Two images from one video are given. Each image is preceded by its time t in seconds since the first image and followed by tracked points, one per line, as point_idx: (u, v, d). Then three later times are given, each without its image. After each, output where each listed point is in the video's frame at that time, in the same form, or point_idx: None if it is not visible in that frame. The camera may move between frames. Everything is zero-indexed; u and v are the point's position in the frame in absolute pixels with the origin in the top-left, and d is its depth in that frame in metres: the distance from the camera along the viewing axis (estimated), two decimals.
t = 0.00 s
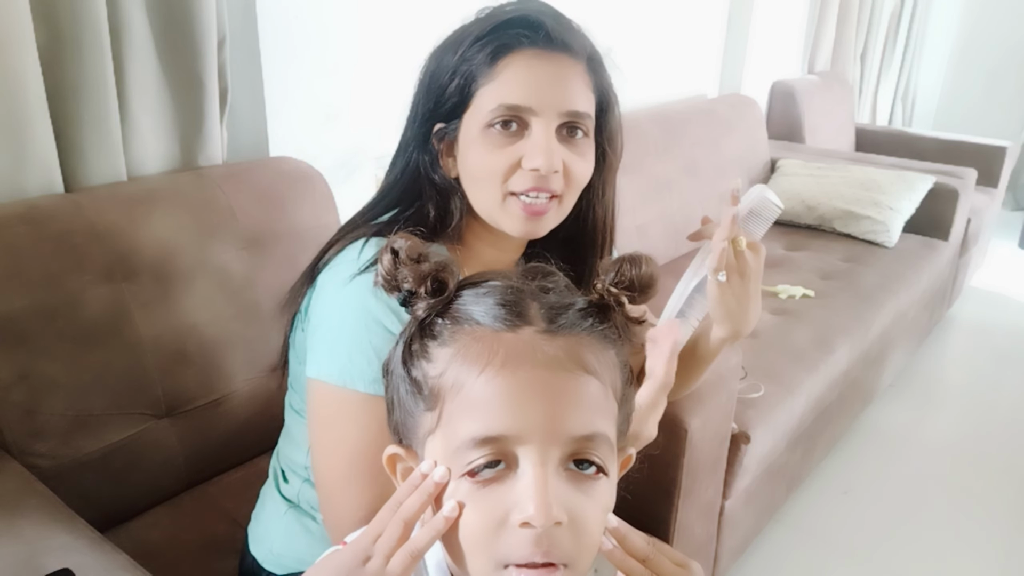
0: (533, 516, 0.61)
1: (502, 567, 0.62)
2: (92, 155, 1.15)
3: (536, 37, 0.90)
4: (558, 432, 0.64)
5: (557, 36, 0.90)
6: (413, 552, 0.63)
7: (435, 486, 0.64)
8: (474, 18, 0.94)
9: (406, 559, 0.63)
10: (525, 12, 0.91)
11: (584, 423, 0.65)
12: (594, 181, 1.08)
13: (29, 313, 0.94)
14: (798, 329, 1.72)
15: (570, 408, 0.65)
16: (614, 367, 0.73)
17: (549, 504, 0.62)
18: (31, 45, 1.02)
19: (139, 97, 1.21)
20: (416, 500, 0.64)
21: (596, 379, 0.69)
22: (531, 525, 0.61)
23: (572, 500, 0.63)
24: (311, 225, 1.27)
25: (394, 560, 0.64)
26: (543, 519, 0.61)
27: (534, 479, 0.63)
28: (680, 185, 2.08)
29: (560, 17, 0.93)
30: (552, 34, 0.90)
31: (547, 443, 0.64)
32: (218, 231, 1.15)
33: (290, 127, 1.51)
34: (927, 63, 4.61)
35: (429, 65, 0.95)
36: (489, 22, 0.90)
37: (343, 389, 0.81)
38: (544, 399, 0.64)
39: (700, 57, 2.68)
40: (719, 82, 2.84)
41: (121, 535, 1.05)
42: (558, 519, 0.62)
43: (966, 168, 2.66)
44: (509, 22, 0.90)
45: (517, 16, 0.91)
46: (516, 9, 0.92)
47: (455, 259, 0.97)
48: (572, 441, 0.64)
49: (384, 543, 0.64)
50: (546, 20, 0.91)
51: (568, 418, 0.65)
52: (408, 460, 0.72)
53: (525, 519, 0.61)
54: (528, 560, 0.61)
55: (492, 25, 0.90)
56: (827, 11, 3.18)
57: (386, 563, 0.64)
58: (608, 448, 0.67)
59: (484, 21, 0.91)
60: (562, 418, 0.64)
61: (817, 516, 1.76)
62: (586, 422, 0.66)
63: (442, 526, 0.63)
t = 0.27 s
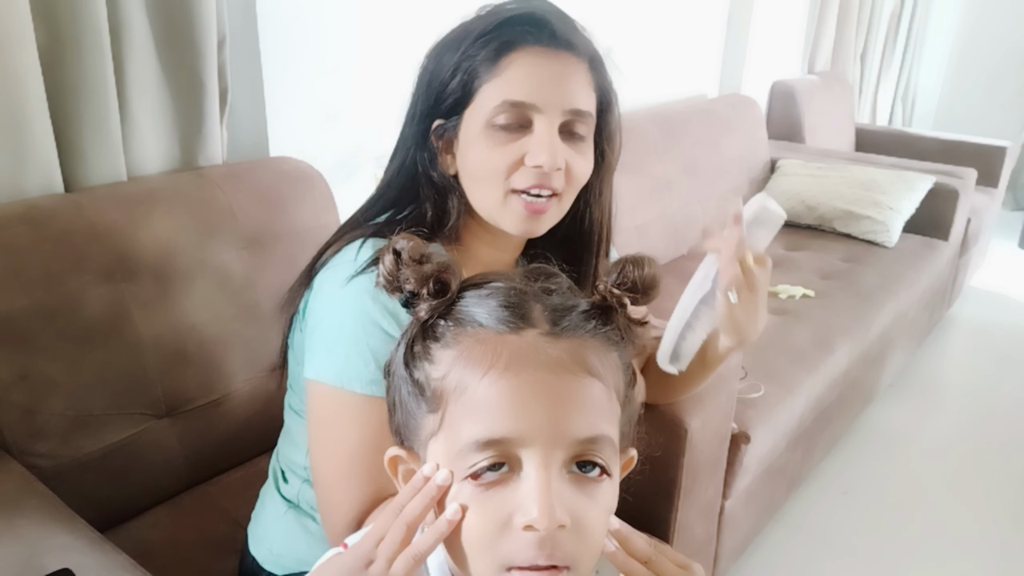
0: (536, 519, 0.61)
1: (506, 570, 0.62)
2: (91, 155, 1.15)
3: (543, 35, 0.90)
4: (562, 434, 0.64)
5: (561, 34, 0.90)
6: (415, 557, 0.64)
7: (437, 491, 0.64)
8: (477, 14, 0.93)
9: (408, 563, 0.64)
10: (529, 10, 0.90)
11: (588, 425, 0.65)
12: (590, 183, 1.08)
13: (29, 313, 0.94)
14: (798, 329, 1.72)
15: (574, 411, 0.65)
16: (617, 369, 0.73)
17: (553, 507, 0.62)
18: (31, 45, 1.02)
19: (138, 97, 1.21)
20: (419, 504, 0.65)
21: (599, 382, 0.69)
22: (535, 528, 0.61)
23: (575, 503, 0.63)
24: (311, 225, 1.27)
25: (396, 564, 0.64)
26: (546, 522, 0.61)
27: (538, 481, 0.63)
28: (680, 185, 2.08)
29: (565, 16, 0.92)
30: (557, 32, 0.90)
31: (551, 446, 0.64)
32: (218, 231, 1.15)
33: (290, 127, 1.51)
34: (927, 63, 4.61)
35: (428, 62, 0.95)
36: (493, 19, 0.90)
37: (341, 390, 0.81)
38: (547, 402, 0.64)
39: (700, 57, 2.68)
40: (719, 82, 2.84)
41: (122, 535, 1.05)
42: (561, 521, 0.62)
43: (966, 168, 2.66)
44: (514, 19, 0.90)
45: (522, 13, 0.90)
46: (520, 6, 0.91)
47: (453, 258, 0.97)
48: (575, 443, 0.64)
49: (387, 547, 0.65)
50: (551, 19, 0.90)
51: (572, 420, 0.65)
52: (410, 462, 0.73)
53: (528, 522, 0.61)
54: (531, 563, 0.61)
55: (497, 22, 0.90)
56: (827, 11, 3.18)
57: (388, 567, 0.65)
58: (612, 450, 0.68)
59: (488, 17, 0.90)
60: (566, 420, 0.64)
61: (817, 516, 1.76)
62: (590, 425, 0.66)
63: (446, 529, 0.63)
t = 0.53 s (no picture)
0: (536, 519, 0.61)
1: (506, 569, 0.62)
2: (91, 155, 1.15)
3: (590, 51, 0.92)
4: (561, 434, 0.64)
5: (605, 53, 0.93)
6: (415, 557, 0.65)
7: (437, 491, 0.65)
8: (517, 15, 0.93)
9: (408, 563, 0.65)
10: (577, 23, 0.92)
11: (588, 425, 0.65)
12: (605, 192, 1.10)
13: (28, 314, 0.94)
14: (798, 329, 1.72)
15: (574, 411, 0.65)
16: (617, 370, 0.73)
17: (552, 506, 0.62)
18: (31, 45, 1.02)
19: (139, 97, 1.21)
20: (418, 505, 0.65)
21: (600, 382, 0.69)
22: (534, 528, 0.61)
23: (575, 503, 0.63)
24: (311, 226, 1.27)
25: (395, 564, 0.66)
26: (546, 522, 0.61)
27: (538, 481, 0.62)
28: (680, 185, 2.08)
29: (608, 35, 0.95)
30: (602, 52, 0.93)
31: (551, 446, 0.63)
32: (218, 231, 1.15)
33: (290, 128, 1.51)
34: (927, 63, 4.61)
35: (463, 55, 0.94)
36: (541, 25, 0.91)
37: (343, 389, 0.81)
38: (547, 402, 0.64)
39: (700, 57, 2.68)
40: (719, 82, 2.84)
41: (121, 535, 1.05)
42: (561, 521, 0.62)
43: (965, 168, 2.66)
44: (563, 31, 0.91)
45: (570, 26, 0.92)
46: (568, 17, 0.93)
47: (456, 259, 0.97)
48: (575, 443, 0.64)
49: (386, 548, 0.67)
50: (598, 37, 0.93)
51: (572, 420, 0.64)
52: (410, 462, 0.73)
53: (528, 523, 0.61)
54: (531, 563, 0.61)
55: (545, 30, 0.91)
56: (827, 11, 3.18)
57: (388, 568, 0.66)
58: (612, 450, 0.68)
59: (535, 23, 0.91)
60: (565, 420, 0.64)
61: (817, 515, 1.76)
62: (590, 424, 0.66)
63: (446, 529, 0.64)
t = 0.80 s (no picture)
0: (535, 519, 0.61)
1: (498, 563, 0.63)
2: (91, 155, 1.15)
3: (596, 51, 0.92)
4: (560, 434, 0.64)
5: (612, 53, 0.94)
6: (414, 554, 0.64)
7: (437, 487, 0.64)
8: (524, 15, 0.94)
9: (408, 561, 0.63)
10: (583, 21, 0.92)
11: (588, 425, 0.65)
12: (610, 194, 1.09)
13: (28, 313, 0.94)
14: (798, 329, 1.72)
15: (573, 412, 0.65)
16: (619, 372, 0.73)
17: (551, 505, 0.62)
18: (30, 44, 1.02)
19: (139, 98, 1.21)
20: (418, 502, 0.65)
21: (600, 384, 0.69)
22: (532, 527, 0.61)
23: (575, 501, 0.63)
24: (311, 225, 1.27)
25: (395, 562, 0.64)
26: (545, 521, 0.61)
27: (536, 480, 0.62)
28: (680, 185, 2.08)
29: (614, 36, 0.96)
30: (608, 51, 0.93)
31: (550, 445, 0.64)
32: (219, 231, 1.15)
33: (290, 128, 1.51)
34: (927, 64, 4.61)
35: (468, 53, 0.94)
36: (547, 23, 0.91)
37: (347, 389, 0.81)
38: (547, 402, 0.64)
39: (700, 58, 2.68)
40: (719, 82, 2.84)
41: (121, 535, 1.05)
42: (560, 520, 0.62)
43: (965, 168, 2.65)
44: (569, 28, 0.91)
45: (577, 25, 0.92)
46: (574, 16, 0.93)
47: (458, 259, 0.98)
48: (575, 443, 0.64)
49: (386, 546, 0.65)
50: (604, 36, 0.93)
51: (571, 420, 0.64)
52: (410, 458, 0.72)
53: (526, 521, 0.61)
54: (528, 560, 0.62)
55: (551, 27, 0.91)
56: (827, 11, 3.18)
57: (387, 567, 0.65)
58: (612, 449, 0.68)
59: (541, 21, 0.91)
60: (565, 420, 0.64)
61: (817, 515, 1.76)
62: (590, 425, 0.66)
63: (443, 525, 0.63)
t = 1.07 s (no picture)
0: (535, 519, 0.61)
1: (499, 561, 0.63)
2: (92, 155, 1.15)
3: (576, 35, 0.92)
4: (562, 436, 0.64)
5: (592, 36, 0.94)
6: (415, 552, 0.63)
7: (438, 487, 0.63)
8: (501, 9, 0.94)
9: (408, 559, 0.63)
10: (561, 8, 0.93)
11: (589, 426, 0.65)
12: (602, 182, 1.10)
13: (28, 314, 0.94)
14: (798, 329, 1.72)
15: (575, 413, 0.65)
16: (620, 374, 0.73)
17: (552, 506, 0.61)
18: (30, 44, 1.02)
19: (139, 98, 1.21)
20: (420, 500, 0.64)
21: (602, 386, 0.68)
22: (533, 527, 0.61)
23: (577, 501, 0.63)
24: (311, 226, 1.27)
25: (395, 560, 0.64)
26: (546, 522, 0.61)
27: (537, 480, 0.62)
28: (680, 185, 2.08)
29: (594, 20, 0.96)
30: (589, 34, 0.93)
31: (551, 445, 0.63)
32: (218, 231, 1.15)
33: (290, 128, 1.51)
34: (927, 64, 4.61)
35: (449, 50, 0.94)
36: (526, 13, 0.91)
37: (344, 389, 0.81)
38: (548, 405, 0.64)
39: (700, 57, 2.68)
40: (719, 82, 2.84)
41: (121, 535, 1.05)
42: (562, 520, 0.62)
43: (966, 168, 2.65)
44: (548, 15, 0.92)
45: (556, 10, 0.92)
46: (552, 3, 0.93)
47: (458, 258, 0.97)
48: (577, 444, 0.64)
49: (387, 545, 0.65)
50: (584, 19, 0.93)
51: (572, 422, 0.64)
52: (412, 455, 0.72)
53: (527, 522, 0.61)
54: (529, 559, 0.62)
55: (529, 16, 0.91)
56: (827, 11, 3.18)
57: (388, 565, 0.64)
58: (614, 448, 0.67)
59: (520, 12, 0.92)
60: (567, 422, 0.64)
61: (817, 515, 1.76)
62: (592, 427, 0.65)
63: (443, 524, 0.62)
